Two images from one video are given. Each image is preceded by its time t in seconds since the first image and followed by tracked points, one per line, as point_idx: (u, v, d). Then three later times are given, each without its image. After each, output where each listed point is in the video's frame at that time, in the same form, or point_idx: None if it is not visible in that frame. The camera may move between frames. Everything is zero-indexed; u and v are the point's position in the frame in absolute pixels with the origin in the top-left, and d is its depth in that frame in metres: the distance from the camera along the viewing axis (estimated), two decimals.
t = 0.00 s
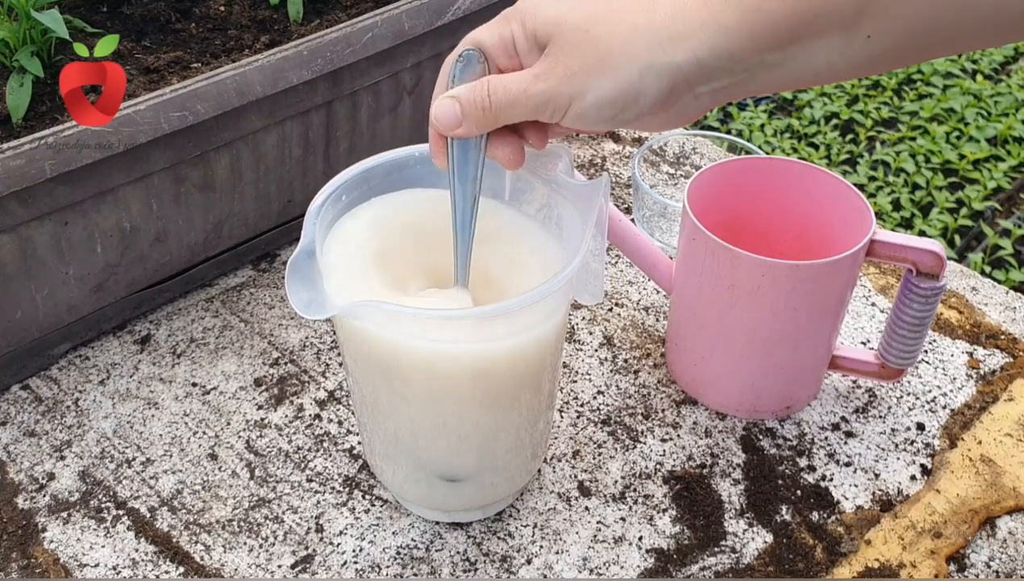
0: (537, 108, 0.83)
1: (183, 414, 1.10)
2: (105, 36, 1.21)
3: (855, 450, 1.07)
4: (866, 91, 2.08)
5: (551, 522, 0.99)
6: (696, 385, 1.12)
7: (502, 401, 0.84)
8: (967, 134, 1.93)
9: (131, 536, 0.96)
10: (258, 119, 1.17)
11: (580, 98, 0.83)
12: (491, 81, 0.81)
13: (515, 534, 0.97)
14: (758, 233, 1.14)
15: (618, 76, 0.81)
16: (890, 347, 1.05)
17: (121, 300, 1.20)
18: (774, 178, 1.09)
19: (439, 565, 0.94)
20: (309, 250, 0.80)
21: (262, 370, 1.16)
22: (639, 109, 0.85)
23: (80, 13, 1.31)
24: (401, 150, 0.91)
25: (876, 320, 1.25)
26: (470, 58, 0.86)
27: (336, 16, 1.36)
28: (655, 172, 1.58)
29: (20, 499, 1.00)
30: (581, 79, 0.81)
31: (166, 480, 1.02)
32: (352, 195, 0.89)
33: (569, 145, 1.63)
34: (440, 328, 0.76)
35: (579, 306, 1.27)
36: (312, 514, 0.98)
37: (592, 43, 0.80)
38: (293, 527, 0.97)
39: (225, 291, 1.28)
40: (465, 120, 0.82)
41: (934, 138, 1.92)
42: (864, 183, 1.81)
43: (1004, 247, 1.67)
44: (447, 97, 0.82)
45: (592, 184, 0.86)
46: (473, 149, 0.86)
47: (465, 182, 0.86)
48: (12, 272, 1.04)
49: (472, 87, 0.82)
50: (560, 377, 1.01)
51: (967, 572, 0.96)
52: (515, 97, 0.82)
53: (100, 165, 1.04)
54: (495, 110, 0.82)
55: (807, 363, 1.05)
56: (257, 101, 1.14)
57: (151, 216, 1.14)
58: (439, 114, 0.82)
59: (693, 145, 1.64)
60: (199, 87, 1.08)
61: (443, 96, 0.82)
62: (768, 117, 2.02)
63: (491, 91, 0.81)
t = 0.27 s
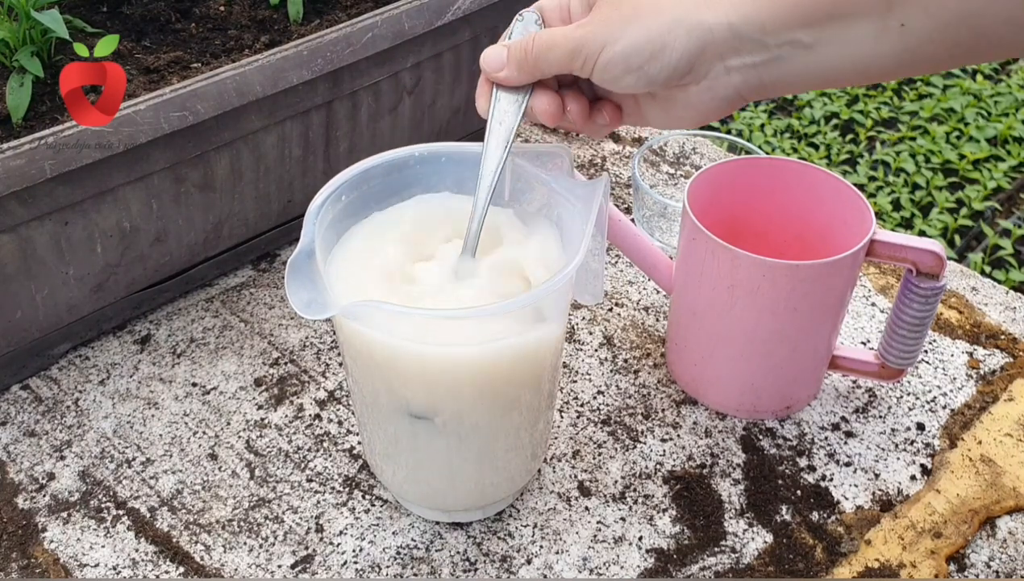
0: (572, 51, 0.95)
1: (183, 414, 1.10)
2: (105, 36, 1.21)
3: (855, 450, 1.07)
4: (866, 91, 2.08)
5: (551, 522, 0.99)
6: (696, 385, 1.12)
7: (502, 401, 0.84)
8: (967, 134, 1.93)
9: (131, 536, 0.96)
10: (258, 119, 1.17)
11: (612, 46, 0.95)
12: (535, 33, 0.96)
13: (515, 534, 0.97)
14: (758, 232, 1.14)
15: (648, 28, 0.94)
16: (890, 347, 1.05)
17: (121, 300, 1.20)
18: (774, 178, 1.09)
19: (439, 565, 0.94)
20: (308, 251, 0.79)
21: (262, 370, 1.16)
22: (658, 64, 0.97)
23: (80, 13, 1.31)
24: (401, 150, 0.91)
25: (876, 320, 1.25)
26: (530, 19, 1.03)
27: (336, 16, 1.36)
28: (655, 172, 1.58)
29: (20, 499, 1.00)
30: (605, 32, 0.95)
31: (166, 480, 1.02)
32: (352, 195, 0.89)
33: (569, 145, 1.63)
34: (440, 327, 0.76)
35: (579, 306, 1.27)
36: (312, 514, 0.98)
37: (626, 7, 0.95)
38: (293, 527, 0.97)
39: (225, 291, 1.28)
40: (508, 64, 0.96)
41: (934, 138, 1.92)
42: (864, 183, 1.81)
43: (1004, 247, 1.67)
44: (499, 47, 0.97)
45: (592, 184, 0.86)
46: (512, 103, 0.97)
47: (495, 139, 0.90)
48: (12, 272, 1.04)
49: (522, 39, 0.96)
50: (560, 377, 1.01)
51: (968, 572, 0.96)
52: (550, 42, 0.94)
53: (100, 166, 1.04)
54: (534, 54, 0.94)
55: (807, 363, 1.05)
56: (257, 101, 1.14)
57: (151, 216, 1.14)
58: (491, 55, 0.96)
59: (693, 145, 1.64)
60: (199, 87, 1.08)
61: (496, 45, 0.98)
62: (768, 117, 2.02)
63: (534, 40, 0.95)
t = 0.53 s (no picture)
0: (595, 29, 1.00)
1: (183, 415, 1.10)
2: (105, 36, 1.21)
3: (855, 449, 1.07)
4: (866, 91, 2.08)
5: (551, 522, 0.99)
6: (696, 385, 1.12)
7: (502, 401, 0.84)
8: (967, 134, 1.93)
9: (131, 536, 0.96)
10: (258, 119, 1.17)
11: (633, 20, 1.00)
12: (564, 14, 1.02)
13: (515, 534, 0.97)
14: (758, 232, 1.14)
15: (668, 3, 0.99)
16: (890, 347, 1.05)
17: (121, 300, 1.20)
18: (774, 178, 1.09)
19: (439, 565, 0.94)
20: (308, 251, 0.79)
21: (262, 370, 1.16)
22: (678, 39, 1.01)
23: (80, 13, 1.31)
24: (401, 150, 0.91)
25: (876, 320, 1.25)
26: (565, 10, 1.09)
27: (336, 16, 1.36)
28: (655, 172, 1.58)
29: (20, 499, 1.00)
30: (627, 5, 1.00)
31: (166, 480, 1.02)
32: (352, 195, 0.89)
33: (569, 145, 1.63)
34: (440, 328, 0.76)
35: (579, 306, 1.27)
36: (312, 514, 0.98)
37: None
38: (293, 527, 0.97)
39: (225, 291, 1.28)
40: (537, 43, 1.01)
41: (934, 138, 1.92)
42: (864, 183, 1.81)
43: (1004, 247, 1.67)
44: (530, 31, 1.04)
45: (591, 185, 0.86)
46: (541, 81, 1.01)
47: (516, 112, 0.93)
48: (12, 271, 1.04)
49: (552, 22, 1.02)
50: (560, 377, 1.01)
51: (967, 572, 0.96)
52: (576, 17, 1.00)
53: (100, 166, 1.04)
54: (563, 30, 1.00)
55: (807, 363, 1.05)
56: (257, 101, 1.14)
57: (152, 216, 1.14)
58: (522, 36, 1.03)
59: (693, 145, 1.64)
60: (199, 87, 1.08)
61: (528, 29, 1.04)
62: (768, 117, 2.02)
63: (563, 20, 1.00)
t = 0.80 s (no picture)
0: None
1: (183, 414, 1.10)
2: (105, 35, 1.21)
3: (855, 450, 1.07)
4: (866, 91, 2.08)
5: (551, 522, 0.99)
6: (696, 385, 1.12)
7: (502, 401, 0.84)
8: (967, 134, 1.93)
9: (131, 536, 0.96)
10: (258, 119, 1.17)
11: None
12: None
13: (515, 534, 0.97)
14: (758, 232, 1.14)
15: None
16: (890, 347, 1.05)
17: (121, 300, 1.20)
18: (774, 178, 1.09)
19: (439, 565, 0.94)
20: (309, 251, 0.79)
21: (262, 370, 1.16)
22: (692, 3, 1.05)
23: (80, 13, 1.31)
24: (401, 150, 0.91)
25: (876, 320, 1.25)
26: None
27: (336, 16, 1.36)
28: (655, 172, 1.58)
29: (20, 499, 1.00)
30: None
31: (166, 480, 1.02)
32: (352, 195, 0.89)
33: (569, 145, 1.63)
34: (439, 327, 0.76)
35: (579, 306, 1.27)
36: (312, 514, 0.98)
37: None
38: (293, 527, 0.97)
39: (225, 291, 1.28)
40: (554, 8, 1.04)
41: (934, 138, 1.92)
42: (864, 183, 1.81)
43: (1004, 247, 1.67)
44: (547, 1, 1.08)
45: (591, 185, 0.86)
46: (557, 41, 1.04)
47: (528, 73, 0.98)
48: (12, 271, 1.04)
49: None
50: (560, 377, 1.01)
51: (968, 572, 0.96)
52: None
53: (100, 165, 1.04)
54: None
55: (807, 363, 1.04)
56: (257, 101, 1.14)
57: (152, 216, 1.14)
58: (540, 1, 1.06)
59: (693, 145, 1.64)
60: (199, 87, 1.08)
61: None
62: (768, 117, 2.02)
63: None
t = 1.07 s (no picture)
0: None
1: (183, 414, 1.10)
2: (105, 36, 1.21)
3: (855, 450, 1.07)
4: (866, 91, 2.08)
5: (551, 522, 0.99)
6: (696, 385, 1.12)
7: (502, 402, 0.84)
8: (967, 134, 1.93)
9: (131, 536, 0.96)
10: (258, 119, 1.17)
11: None
12: None
13: (515, 534, 0.97)
14: (758, 232, 1.14)
15: None
16: (890, 346, 1.05)
17: (121, 300, 1.20)
18: (774, 178, 1.09)
19: (439, 565, 0.94)
20: (308, 251, 0.79)
21: (262, 370, 1.16)
22: None
23: (80, 13, 1.31)
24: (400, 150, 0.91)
25: (876, 320, 1.25)
26: None
27: (336, 16, 1.36)
28: (655, 172, 1.58)
29: (20, 499, 1.00)
30: None
31: (166, 480, 1.02)
32: (352, 195, 0.89)
33: (569, 145, 1.63)
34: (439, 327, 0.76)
35: (579, 306, 1.27)
36: (312, 514, 0.98)
37: None
38: (293, 527, 0.97)
39: (225, 291, 1.28)
40: None
41: (934, 138, 1.92)
42: (864, 183, 1.81)
43: (1004, 247, 1.67)
44: None
45: (591, 185, 0.86)
46: None
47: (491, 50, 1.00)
48: (12, 271, 1.04)
49: None
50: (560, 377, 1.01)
51: (968, 572, 0.96)
52: None
53: (100, 165, 1.04)
54: None
55: (807, 363, 1.04)
56: (257, 101, 1.14)
57: (152, 216, 1.14)
58: None
59: (693, 145, 1.64)
60: (199, 87, 1.08)
61: None
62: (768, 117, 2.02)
63: None
